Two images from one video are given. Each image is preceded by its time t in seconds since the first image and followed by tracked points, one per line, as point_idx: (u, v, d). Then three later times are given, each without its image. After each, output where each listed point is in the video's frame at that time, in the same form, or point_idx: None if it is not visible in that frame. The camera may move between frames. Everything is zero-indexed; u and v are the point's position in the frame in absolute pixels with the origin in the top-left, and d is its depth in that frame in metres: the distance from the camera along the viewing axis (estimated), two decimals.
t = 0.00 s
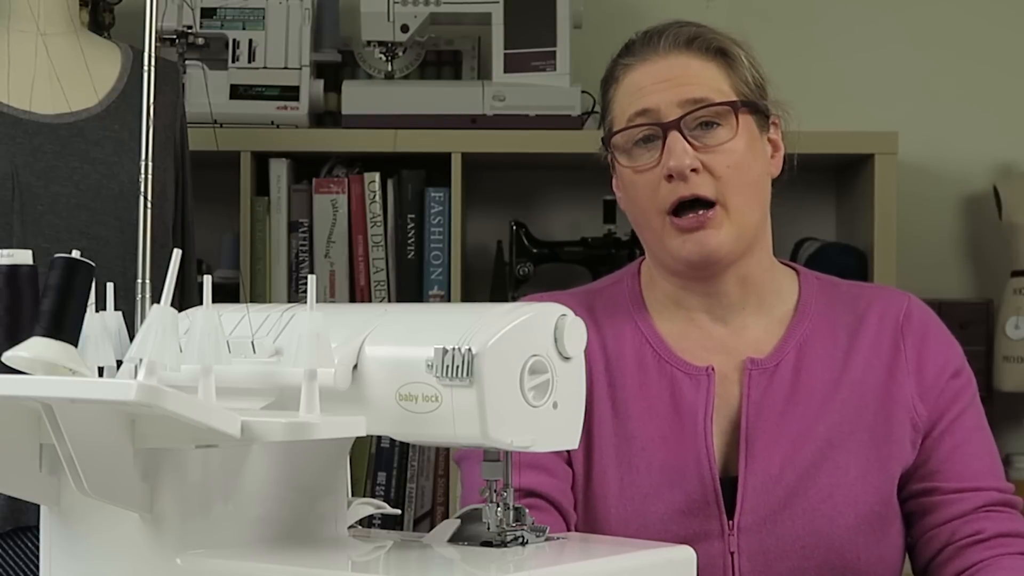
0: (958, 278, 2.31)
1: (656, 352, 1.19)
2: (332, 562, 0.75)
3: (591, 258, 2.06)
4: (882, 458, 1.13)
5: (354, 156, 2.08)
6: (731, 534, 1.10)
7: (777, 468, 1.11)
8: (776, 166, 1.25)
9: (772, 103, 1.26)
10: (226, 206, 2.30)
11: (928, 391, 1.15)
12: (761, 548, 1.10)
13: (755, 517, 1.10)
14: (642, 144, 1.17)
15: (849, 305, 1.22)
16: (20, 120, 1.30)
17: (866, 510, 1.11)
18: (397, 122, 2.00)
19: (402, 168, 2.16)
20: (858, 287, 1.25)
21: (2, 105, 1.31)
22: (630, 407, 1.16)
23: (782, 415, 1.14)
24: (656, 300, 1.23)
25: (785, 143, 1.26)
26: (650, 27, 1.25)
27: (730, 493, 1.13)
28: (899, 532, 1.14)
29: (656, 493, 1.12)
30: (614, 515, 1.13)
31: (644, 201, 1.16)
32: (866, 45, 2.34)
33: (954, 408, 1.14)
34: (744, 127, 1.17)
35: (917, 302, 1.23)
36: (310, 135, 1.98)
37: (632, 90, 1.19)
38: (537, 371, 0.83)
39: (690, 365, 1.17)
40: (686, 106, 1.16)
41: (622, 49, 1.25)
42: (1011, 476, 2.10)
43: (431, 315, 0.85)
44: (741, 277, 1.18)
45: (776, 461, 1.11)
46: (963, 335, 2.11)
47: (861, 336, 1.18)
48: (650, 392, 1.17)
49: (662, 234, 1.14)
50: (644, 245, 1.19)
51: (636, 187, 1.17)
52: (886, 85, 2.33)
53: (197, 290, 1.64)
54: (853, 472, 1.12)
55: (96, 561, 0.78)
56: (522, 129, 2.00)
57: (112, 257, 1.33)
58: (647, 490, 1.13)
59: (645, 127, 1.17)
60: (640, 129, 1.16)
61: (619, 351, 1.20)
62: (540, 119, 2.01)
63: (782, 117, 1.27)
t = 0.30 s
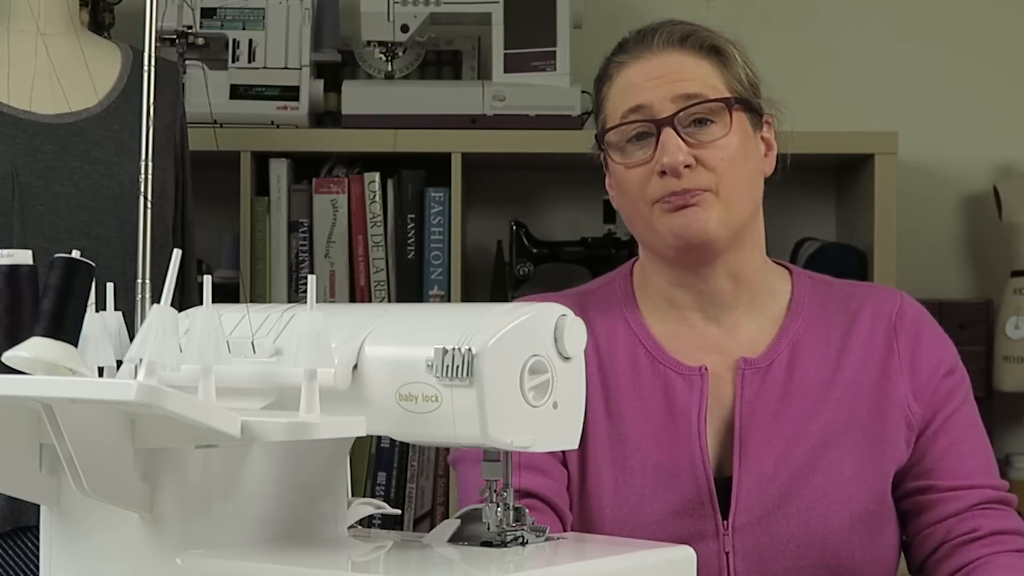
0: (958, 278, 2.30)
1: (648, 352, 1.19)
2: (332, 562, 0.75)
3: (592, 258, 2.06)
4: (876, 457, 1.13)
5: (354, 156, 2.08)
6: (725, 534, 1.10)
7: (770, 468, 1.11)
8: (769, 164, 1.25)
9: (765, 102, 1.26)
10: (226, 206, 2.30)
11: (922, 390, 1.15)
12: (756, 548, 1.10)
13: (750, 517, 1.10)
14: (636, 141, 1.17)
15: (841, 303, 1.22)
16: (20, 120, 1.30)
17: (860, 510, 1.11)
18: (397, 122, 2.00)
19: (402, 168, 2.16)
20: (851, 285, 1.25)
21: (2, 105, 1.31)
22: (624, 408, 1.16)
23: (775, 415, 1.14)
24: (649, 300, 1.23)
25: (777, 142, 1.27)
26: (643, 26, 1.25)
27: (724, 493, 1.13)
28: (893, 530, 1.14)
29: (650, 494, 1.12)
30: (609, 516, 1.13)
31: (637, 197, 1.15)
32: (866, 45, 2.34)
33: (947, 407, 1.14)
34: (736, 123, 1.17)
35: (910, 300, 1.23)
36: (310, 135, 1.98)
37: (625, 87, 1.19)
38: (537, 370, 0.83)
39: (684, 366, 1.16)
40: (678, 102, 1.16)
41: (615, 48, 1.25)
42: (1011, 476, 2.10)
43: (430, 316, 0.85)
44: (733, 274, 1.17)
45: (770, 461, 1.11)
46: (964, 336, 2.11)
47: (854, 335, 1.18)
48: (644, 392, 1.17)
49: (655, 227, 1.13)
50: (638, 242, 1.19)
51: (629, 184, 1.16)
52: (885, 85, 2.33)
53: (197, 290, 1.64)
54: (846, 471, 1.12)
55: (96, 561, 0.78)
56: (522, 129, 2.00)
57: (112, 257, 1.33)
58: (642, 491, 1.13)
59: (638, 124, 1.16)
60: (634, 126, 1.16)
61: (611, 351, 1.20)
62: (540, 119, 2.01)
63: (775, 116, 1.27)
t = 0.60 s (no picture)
0: (958, 278, 2.30)
1: (648, 351, 1.19)
2: (332, 562, 0.75)
3: (592, 258, 2.06)
4: (875, 454, 1.12)
5: (354, 156, 2.08)
6: (724, 532, 1.10)
7: (769, 465, 1.11)
8: (767, 164, 1.26)
9: (764, 101, 1.27)
10: (226, 206, 2.30)
11: (921, 388, 1.15)
12: (754, 546, 1.10)
13: (749, 515, 1.10)
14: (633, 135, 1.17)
15: (840, 302, 1.22)
16: (20, 120, 1.30)
17: (859, 507, 1.11)
18: (397, 122, 2.00)
19: (402, 168, 2.16)
20: (850, 284, 1.25)
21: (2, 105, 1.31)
22: (623, 406, 1.16)
23: (774, 413, 1.14)
24: (648, 299, 1.23)
25: (776, 142, 1.27)
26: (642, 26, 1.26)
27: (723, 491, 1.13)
28: (892, 527, 1.14)
29: (648, 492, 1.12)
30: (607, 513, 1.13)
31: (634, 191, 1.15)
32: (866, 45, 2.34)
33: (946, 405, 1.14)
34: (734, 118, 1.17)
35: (909, 299, 1.23)
36: (310, 135, 1.98)
37: (622, 83, 1.20)
38: (537, 371, 0.83)
39: (683, 364, 1.16)
40: (675, 96, 1.17)
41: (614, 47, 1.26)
42: (1011, 476, 2.10)
43: (431, 316, 0.85)
44: (730, 273, 1.17)
45: (769, 458, 1.12)
46: (964, 335, 2.11)
47: (852, 333, 1.18)
48: (643, 390, 1.17)
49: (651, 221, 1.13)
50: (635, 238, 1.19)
51: (626, 177, 1.16)
52: (885, 85, 2.33)
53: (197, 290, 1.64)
54: (845, 469, 1.12)
55: (96, 561, 0.78)
56: (522, 129, 2.00)
57: (112, 257, 1.33)
58: (640, 488, 1.13)
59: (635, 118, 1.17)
60: (630, 120, 1.16)
61: (610, 350, 1.20)
62: (540, 119, 2.01)
63: (773, 116, 1.28)
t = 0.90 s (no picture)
0: (958, 278, 2.31)
1: (652, 345, 1.19)
2: (332, 563, 0.75)
3: (592, 258, 2.06)
4: (880, 449, 1.12)
5: (354, 156, 2.08)
6: (728, 524, 1.10)
7: (774, 460, 1.11)
8: (774, 163, 1.26)
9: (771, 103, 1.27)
10: (226, 206, 2.30)
11: (925, 384, 1.15)
12: (758, 539, 1.10)
13: (753, 508, 1.10)
14: (646, 135, 1.17)
15: (845, 299, 1.22)
16: (20, 120, 1.30)
17: (864, 502, 1.11)
18: (397, 123, 2.00)
19: (403, 168, 2.16)
20: (853, 282, 1.25)
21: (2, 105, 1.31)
22: (627, 400, 1.16)
23: (779, 407, 1.14)
24: (654, 295, 1.23)
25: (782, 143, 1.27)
26: (654, 25, 1.25)
27: (727, 484, 1.12)
28: (896, 520, 1.13)
29: (653, 485, 1.12)
30: (610, 506, 1.12)
31: (646, 191, 1.15)
32: (866, 45, 2.34)
33: (950, 402, 1.14)
34: (746, 121, 1.18)
35: (913, 297, 1.23)
36: (310, 135, 1.98)
37: (635, 82, 1.19)
38: (537, 371, 0.83)
39: (687, 358, 1.16)
40: (688, 97, 1.17)
41: (626, 45, 1.25)
42: (1011, 476, 2.10)
43: (431, 315, 0.85)
44: (736, 272, 1.18)
45: (774, 452, 1.11)
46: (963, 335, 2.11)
47: (857, 329, 1.18)
48: (647, 384, 1.17)
49: (663, 221, 1.13)
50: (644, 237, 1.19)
51: (638, 177, 1.16)
52: (886, 85, 2.33)
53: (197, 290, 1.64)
54: (850, 463, 1.12)
55: (96, 561, 0.78)
56: (522, 129, 2.00)
57: (111, 257, 1.33)
58: (644, 481, 1.12)
59: (649, 119, 1.17)
60: (644, 120, 1.17)
61: (614, 344, 1.20)
62: (540, 119, 2.01)
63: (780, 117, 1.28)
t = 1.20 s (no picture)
0: (958, 278, 2.31)
1: (667, 344, 1.19)
2: (332, 562, 0.75)
3: (592, 258, 2.06)
4: (891, 453, 1.12)
5: (354, 156, 2.08)
6: (739, 525, 1.10)
7: (786, 462, 1.11)
8: (784, 162, 1.26)
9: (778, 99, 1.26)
10: (226, 206, 2.30)
11: (937, 389, 1.15)
12: (769, 540, 1.10)
13: (764, 509, 1.10)
14: (646, 144, 1.17)
15: (858, 303, 1.22)
16: (20, 120, 1.30)
17: (875, 505, 1.11)
18: (397, 123, 2.00)
19: (403, 168, 2.16)
20: (867, 286, 1.26)
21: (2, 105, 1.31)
22: (641, 398, 1.16)
23: (792, 409, 1.14)
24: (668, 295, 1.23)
25: (791, 138, 1.27)
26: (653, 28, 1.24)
27: (740, 485, 1.12)
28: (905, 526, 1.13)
29: (665, 484, 1.12)
30: (623, 505, 1.12)
31: (648, 199, 1.16)
32: (866, 45, 2.34)
33: (961, 407, 1.14)
34: (746, 124, 1.17)
35: (926, 302, 1.23)
36: (310, 135, 1.98)
37: (634, 91, 1.19)
38: (537, 370, 0.83)
39: (702, 358, 1.17)
40: (686, 104, 1.16)
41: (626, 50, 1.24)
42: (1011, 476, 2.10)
43: (431, 315, 0.85)
44: (748, 271, 1.18)
45: (786, 453, 1.11)
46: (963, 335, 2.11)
47: (871, 333, 1.18)
48: (661, 383, 1.17)
49: (666, 231, 1.14)
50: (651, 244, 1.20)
51: (640, 186, 1.17)
52: (886, 85, 2.33)
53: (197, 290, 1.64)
54: (863, 466, 1.12)
55: (96, 561, 0.78)
56: (522, 129, 2.00)
57: (112, 258, 1.33)
58: (656, 480, 1.12)
59: (648, 128, 1.16)
60: (643, 128, 1.16)
61: (630, 342, 1.20)
62: (540, 119, 2.01)
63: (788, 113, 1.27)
